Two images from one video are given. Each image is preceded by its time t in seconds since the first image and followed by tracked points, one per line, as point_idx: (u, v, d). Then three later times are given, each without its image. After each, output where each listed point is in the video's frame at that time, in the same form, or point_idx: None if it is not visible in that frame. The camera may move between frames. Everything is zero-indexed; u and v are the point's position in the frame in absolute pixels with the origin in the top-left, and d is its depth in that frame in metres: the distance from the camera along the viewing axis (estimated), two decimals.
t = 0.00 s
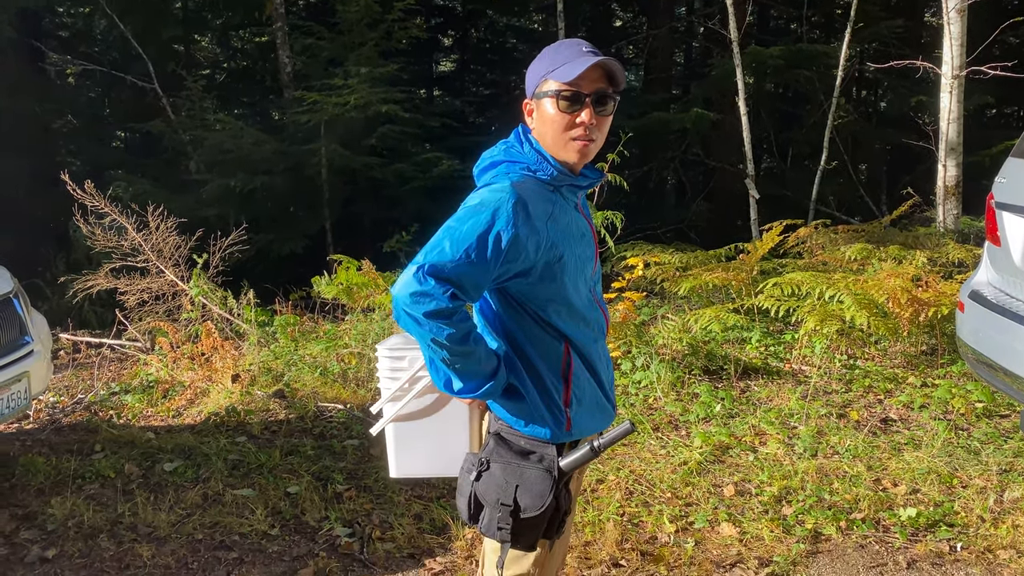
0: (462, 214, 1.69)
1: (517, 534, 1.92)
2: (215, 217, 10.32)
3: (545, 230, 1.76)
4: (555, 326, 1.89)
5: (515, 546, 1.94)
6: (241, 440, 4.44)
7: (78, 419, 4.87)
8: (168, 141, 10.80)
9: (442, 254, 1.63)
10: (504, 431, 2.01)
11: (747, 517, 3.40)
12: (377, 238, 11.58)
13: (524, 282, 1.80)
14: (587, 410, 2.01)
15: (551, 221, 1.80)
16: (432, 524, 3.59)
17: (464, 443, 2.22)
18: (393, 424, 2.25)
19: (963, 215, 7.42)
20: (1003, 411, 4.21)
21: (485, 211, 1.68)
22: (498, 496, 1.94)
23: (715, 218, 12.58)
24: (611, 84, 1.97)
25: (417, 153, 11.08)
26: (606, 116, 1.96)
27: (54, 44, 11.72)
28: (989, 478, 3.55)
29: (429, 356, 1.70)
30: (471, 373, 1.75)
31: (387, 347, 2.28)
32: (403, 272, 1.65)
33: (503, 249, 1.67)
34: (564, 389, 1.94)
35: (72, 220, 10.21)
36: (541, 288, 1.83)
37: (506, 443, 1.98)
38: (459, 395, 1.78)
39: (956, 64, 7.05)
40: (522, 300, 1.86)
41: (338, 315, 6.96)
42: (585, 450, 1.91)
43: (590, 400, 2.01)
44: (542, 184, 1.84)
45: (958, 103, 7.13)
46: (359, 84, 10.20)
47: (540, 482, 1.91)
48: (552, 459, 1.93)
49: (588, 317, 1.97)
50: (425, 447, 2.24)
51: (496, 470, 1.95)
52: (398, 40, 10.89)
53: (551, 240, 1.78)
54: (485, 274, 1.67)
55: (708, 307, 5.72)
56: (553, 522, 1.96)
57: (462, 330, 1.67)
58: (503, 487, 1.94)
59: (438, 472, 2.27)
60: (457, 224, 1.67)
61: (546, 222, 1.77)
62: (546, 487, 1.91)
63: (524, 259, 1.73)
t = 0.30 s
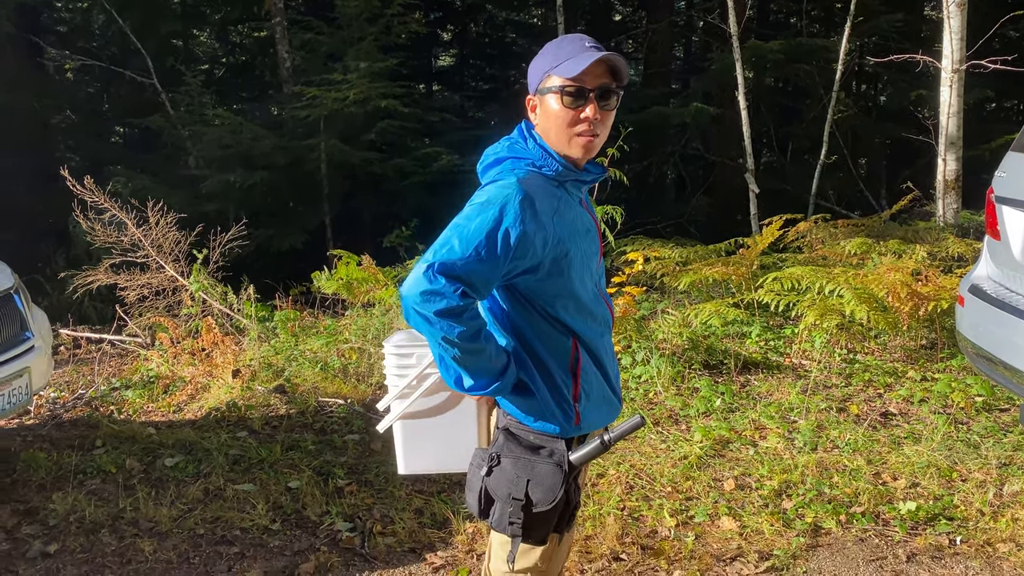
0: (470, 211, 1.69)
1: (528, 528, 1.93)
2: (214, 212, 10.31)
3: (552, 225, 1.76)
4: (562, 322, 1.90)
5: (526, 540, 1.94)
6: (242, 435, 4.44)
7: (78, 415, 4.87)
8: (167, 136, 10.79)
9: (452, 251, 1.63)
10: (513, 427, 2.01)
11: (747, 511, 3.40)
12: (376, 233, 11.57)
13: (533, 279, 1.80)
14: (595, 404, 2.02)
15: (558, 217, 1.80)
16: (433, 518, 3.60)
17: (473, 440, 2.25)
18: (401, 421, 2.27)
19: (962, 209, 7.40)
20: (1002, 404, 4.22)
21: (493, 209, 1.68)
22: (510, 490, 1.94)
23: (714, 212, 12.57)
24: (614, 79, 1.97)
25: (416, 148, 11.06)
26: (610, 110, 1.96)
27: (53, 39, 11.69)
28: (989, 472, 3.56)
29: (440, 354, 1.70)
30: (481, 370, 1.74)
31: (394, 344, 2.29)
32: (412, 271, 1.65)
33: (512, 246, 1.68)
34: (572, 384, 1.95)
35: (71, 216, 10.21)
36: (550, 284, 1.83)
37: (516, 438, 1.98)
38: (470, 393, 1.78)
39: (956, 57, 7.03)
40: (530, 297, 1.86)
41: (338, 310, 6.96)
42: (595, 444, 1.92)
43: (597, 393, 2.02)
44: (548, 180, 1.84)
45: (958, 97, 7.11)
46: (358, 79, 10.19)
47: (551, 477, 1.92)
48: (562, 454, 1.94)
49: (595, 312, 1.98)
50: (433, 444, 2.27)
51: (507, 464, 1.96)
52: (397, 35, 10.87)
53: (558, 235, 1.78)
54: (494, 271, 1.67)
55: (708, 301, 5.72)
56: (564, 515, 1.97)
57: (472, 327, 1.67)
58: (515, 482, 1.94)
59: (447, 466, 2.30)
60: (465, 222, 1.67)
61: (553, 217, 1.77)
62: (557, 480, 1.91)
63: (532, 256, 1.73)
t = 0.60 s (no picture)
0: (475, 203, 1.68)
1: (535, 516, 1.94)
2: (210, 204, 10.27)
3: (557, 216, 1.76)
4: (568, 312, 1.89)
5: (532, 527, 1.96)
6: (240, 427, 4.44)
7: (76, 408, 4.87)
8: (162, 128, 10.74)
9: (457, 244, 1.63)
10: (520, 415, 2.00)
11: (745, 501, 3.42)
12: (373, 225, 11.55)
13: (538, 270, 1.79)
14: (602, 394, 2.01)
15: (562, 208, 1.79)
16: (432, 510, 3.60)
17: (478, 426, 2.24)
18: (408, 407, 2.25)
19: (959, 199, 7.40)
20: (999, 394, 4.23)
21: (497, 201, 1.67)
22: (516, 478, 1.95)
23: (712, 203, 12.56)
24: (617, 67, 1.95)
25: (413, 140, 11.04)
26: (613, 99, 1.95)
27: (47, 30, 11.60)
28: (985, 461, 3.57)
29: (447, 347, 1.69)
30: (489, 361, 1.73)
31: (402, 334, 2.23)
32: (418, 264, 1.64)
33: (517, 237, 1.67)
34: (579, 373, 1.94)
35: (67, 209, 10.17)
36: (555, 274, 1.82)
37: (522, 426, 1.97)
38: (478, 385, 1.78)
39: (953, 47, 7.03)
40: (536, 288, 1.85)
41: (335, 302, 6.95)
42: (602, 433, 1.93)
43: (603, 382, 2.02)
44: (552, 171, 1.83)
45: (955, 87, 7.11)
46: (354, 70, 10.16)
47: (557, 466, 1.91)
48: (568, 442, 1.94)
49: (601, 301, 1.97)
50: (439, 431, 2.26)
51: (513, 453, 1.96)
52: (393, 26, 10.82)
53: (563, 226, 1.77)
54: (500, 263, 1.66)
55: (705, 292, 5.72)
56: (570, 502, 1.98)
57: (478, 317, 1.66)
58: (521, 469, 1.94)
59: (453, 454, 2.30)
60: (470, 215, 1.66)
61: (558, 208, 1.76)
62: (562, 469, 1.91)
63: (537, 247, 1.72)
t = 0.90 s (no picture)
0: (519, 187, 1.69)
1: (580, 501, 1.93)
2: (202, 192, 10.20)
3: (589, 196, 1.80)
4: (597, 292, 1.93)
5: (576, 511, 1.95)
6: (235, 415, 4.44)
7: (69, 396, 4.84)
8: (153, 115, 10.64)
9: (508, 226, 1.64)
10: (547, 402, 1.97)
11: (739, 486, 3.44)
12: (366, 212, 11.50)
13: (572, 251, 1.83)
14: (621, 372, 2.07)
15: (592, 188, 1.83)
16: (427, 496, 3.60)
17: (501, 414, 2.19)
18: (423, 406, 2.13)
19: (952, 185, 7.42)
20: (991, 378, 4.26)
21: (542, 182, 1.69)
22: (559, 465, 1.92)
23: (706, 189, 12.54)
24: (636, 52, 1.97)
25: (405, 126, 10.98)
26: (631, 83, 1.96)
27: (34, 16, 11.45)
28: (977, 445, 3.60)
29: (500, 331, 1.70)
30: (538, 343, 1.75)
31: (412, 331, 2.07)
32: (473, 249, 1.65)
33: (563, 216, 1.70)
34: (605, 353, 1.98)
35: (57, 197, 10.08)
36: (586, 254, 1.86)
37: (556, 413, 1.95)
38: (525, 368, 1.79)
39: (945, 33, 7.02)
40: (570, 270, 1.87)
41: (329, 290, 6.92)
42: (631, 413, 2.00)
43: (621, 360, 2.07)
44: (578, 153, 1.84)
45: (948, 73, 7.11)
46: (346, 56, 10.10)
47: (600, 448, 1.92)
48: (602, 425, 1.95)
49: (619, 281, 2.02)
50: (458, 425, 2.17)
51: (555, 441, 1.92)
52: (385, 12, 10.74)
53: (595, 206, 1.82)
54: (549, 241, 1.69)
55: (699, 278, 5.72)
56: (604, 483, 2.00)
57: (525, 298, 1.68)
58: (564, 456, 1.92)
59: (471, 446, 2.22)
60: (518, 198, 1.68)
61: (590, 189, 1.81)
62: (603, 448, 1.92)
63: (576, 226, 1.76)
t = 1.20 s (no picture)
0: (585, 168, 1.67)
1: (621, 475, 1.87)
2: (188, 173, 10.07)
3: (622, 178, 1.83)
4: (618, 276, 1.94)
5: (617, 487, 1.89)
6: (223, 399, 4.41)
7: (55, 380, 4.80)
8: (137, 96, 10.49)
9: (591, 207, 1.61)
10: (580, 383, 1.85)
11: (729, 466, 3.45)
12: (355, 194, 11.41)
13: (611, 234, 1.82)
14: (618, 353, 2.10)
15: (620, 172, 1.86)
16: (417, 478, 3.60)
17: (526, 408, 1.87)
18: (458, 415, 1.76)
19: (940, 165, 7.43)
20: (978, 357, 4.28)
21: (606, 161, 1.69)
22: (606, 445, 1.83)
23: (696, 170, 12.50)
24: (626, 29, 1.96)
25: (393, 107, 10.88)
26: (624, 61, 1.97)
27: None
28: (965, 424, 3.62)
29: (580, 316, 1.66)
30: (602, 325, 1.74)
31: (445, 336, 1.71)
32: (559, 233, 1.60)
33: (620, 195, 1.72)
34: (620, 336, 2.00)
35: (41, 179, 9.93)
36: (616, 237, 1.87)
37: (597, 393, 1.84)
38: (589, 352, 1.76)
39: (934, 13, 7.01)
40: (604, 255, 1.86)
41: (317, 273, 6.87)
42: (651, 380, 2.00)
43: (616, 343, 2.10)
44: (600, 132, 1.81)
45: (937, 52, 7.10)
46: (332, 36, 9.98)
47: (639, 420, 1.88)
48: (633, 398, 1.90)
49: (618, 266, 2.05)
50: (494, 432, 1.82)
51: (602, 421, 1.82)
52: None
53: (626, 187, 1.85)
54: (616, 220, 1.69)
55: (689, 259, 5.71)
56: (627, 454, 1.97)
57: (599, 281, 1.66)
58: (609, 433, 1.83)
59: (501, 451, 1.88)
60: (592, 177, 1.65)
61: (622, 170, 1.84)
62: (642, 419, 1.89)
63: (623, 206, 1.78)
